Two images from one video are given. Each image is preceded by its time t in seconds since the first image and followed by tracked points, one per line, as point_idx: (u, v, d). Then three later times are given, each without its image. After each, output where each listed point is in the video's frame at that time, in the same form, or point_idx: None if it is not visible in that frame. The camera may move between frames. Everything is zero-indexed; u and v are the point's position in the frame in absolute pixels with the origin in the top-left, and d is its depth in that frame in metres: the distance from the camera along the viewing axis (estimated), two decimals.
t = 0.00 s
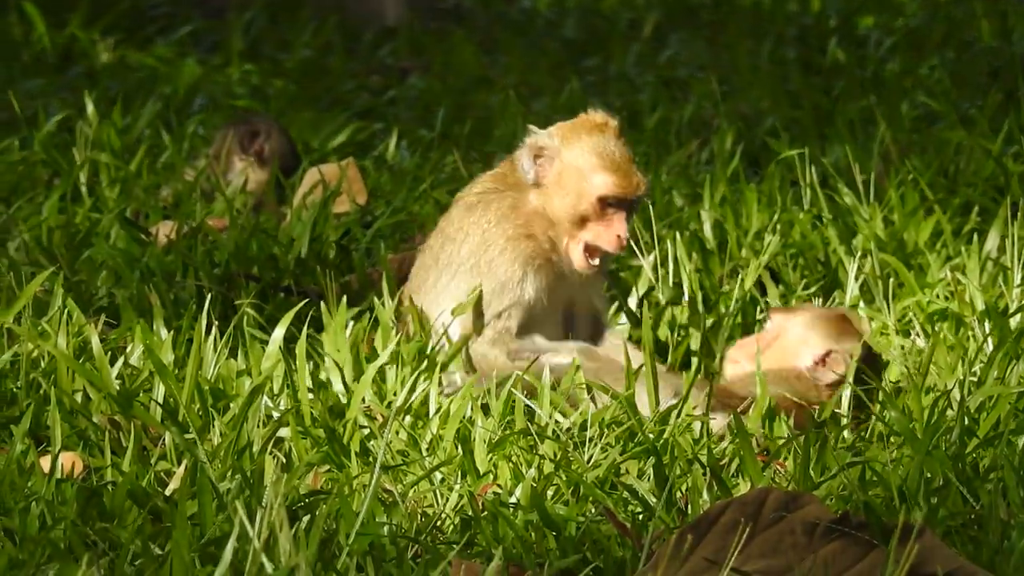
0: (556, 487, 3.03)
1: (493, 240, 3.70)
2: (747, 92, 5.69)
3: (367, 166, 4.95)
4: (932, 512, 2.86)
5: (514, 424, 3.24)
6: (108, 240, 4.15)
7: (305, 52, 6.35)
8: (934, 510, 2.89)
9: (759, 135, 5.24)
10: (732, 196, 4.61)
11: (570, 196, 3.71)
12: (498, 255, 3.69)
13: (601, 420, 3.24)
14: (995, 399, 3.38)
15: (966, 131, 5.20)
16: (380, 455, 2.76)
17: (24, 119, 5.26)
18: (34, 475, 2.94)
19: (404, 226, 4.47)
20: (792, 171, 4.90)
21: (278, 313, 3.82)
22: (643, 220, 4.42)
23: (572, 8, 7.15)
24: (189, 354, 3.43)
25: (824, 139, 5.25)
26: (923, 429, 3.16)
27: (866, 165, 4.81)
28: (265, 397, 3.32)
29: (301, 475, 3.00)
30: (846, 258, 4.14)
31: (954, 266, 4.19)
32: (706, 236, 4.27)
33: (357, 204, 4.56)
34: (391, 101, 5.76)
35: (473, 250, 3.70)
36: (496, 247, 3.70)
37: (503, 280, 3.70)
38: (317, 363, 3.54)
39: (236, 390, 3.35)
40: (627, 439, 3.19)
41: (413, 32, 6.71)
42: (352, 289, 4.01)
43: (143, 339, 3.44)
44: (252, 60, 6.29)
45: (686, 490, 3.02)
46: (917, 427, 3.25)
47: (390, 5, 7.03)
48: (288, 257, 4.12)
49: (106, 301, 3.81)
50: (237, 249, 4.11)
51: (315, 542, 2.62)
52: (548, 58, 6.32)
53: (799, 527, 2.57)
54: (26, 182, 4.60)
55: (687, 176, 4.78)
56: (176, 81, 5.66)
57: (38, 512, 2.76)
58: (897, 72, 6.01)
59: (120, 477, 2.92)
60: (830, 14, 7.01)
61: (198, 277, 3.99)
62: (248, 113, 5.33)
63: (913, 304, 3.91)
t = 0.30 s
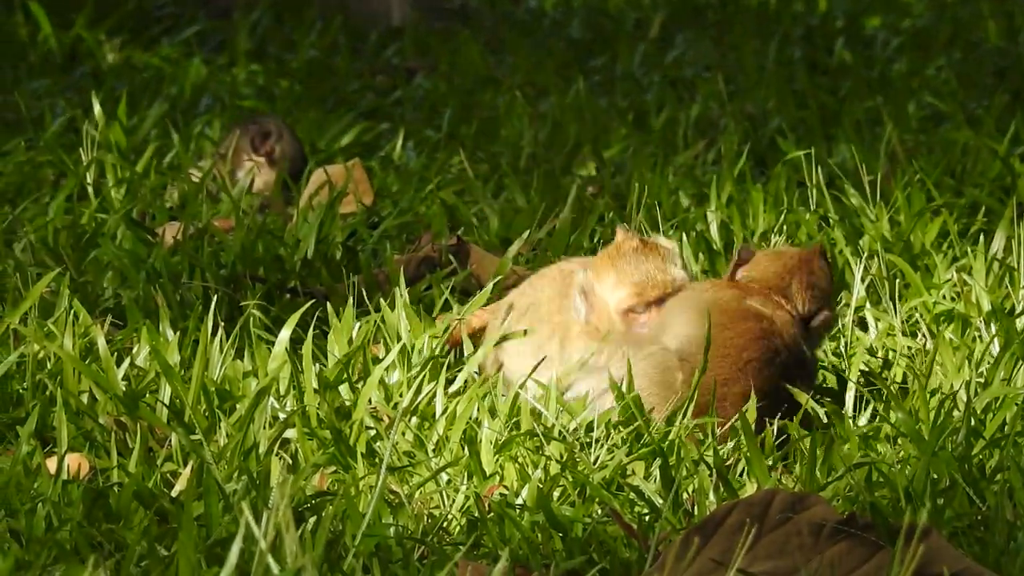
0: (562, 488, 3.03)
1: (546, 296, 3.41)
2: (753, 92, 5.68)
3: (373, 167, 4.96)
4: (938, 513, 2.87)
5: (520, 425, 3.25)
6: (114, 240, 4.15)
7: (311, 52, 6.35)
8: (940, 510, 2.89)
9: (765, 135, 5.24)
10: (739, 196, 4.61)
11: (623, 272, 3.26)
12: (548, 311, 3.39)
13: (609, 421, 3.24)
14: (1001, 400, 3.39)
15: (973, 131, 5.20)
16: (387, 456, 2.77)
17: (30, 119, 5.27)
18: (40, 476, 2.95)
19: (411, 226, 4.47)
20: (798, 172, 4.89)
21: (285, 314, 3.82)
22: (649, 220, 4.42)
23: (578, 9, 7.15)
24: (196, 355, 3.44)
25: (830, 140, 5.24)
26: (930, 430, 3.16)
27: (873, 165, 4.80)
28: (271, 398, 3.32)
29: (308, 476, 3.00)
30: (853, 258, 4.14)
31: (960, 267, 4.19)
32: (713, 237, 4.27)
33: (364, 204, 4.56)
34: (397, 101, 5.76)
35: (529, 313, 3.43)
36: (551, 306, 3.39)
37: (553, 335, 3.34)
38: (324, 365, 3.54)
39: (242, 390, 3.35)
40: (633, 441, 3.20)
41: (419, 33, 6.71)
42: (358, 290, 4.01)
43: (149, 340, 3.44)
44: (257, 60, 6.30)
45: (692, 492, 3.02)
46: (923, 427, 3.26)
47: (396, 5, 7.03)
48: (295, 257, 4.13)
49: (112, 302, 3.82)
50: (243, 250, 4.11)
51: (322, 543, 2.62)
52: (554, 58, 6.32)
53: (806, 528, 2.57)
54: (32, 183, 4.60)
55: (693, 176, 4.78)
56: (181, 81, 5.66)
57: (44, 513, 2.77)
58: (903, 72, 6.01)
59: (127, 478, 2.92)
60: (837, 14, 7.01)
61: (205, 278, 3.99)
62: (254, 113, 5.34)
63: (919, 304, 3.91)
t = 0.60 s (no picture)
0: (568, 490, 3.03)
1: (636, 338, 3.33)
2: (759, 94, 5.68)
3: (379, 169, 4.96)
4: (943, 514, 2.87)
5: (526, 427, 3.24)
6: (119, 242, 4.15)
7: (316, 54, 6.35)
8: (946, 512, 2.89)
9: (771, 136, 5.24)
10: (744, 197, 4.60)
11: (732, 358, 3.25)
12: (641, 349, 3.32)
13: (613, 422, 3.21)
14: (1007, 402, 3.38)
15: (979, 134, 5.20)
16: (392, 457, 2.77)
17: (36, 121, 5.28)
18: (45, 477, 2.95)
19: (416, 228, 4.46)
20: (804, 174, 4.89)
21: (291, 316, 3.83)
22: (655, 222, 4.41)
23: (583, 11, 7.15)
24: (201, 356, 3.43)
25: (836, 142, 5.24)
26: (937, 432, 3.15)
27: (879, 166, 4.80)
28: (277, 400, 3.32)
29: (313, 477, 2.99)
30: (859, 260, 4.14)
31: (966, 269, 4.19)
32: (718, 239, 4.27)
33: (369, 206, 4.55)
34: (402, 103, 5.76)
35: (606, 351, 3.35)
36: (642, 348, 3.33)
37: (639, 369, 3.28)
38: (329, 367, 3.54)
39: (248, 392, 3.34)
40: (639, 443, 3.19)
41: (425, 35, 6.72)
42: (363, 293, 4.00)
43: (155, 342, 3.44)
44: (263, 61, 6.30)
45: (698, 493, 3.01)
46: (929, 429, 3.25)
47: (402, 7, 7.03)
48: (300, 259, 4.13)
49: (117, 304, 3.82)
50: (249, 252, 4.11)
51: (327, 545, 2.62)
52: (560, 60, 6.32)
53: (811, 529, 2.57)
54: (38, 185, 4.61)
55: (699, 178, 4.78)
56: (187, 83, 5.66)
57: (49, 515, 2.77)
58: (909, 73, 6.01)
59: (132, 480, 2.92)
60: (842, 16, 7.01)
61: (210, 279, 3.99)
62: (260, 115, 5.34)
63: (924, 306, 3.90)
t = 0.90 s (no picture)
0: (568, 489, 3.02)
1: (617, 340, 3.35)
2: (760, 94, 5.68)
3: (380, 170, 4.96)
4: (944, 513, 2.86)
5: (526, 426, 3.24)
6: (120, 242, 4.15)
7: (317, 54, 6.35)
8: (946, 511, 2.89)
9: (771, 137, 5.24)
10: (745, 197, 4.60)
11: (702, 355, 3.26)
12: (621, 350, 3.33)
13: (615, 421, 3.21)
14: (1008, 401, 3.38)
15: (980, 134, 5.20)
16: (393, 457, 2.77)
17: (37, 122, 5.27)
18: (46, 478, 2.95)
19: (417, 228, 4.46)
20: (805, 174, 4.89)
21: (291, 316, 3.83)
22: (655, 221, 4.41)
23: (584, 12, 7.15)
24: (202, 356, 3.43)
25: (837, 142, 5.24)
26: (938, 432, 3.15)
27: (880, 166, 4.80)
28: (278, 400, 3.32)
29: (313, 477, 2.99)
30: (860, 260, 4.14)
31: (967, 269, 4.19)
32: (719, 239, 4.27)
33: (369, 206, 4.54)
34: (403, 103, 5.76)
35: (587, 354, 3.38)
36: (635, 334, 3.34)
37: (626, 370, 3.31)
38: (329, 367, 3.54)
39: (249, 392, 3.34)
40: (639, 443, 3.19)
41: (425, 35, 6.72)
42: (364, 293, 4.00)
43: (155, 342, 3.44)
44: (263, 62, 6.30)
45: (699, 493, 3.01)
46: (930, 429, 3.25)
47: (402, 7, 7.03)
48: (301, 259, 4.12)
49: (118, 304, 3.83)
50: (249, 251, 4.10)
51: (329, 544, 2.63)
52: (560, 60, 6.32)
53: (812, 529, 2.57)
54: (38, 185, 4.61)
55: (699, 178, 4.77)
56: (187, 83, 5.66)
57: (50, 515, 2.77)
58: (910, 73, 6.00)
59: (133, 480, 2.92)
60: (843, 16, 7.01)
61: (211, 279, 3.99)
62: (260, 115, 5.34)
63: (925, 306, 3.90)
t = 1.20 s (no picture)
0: (561, 487, 3.02)
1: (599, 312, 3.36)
2: (752, 93, 5.68)
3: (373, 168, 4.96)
4: (937, 510, 2.87)
5: (519, 424, 3.24)
6: (113, 241, 4.14)
7: (310, 52, 6.35)
8: (938, 509, 2.90)
9: (764, 135, 5.24)
10: (738, 195, 4.60)
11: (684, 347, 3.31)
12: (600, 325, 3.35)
13: (607, 420, 3.22)
14: (1000, 399, 3.39)
15: (973, 131, 5.20)
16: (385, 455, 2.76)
17: (30, 120, 5.27)
18: (39, 476, 2.94)
19: (410, 226, 4.46)
20: (798, 172, 4.90)
21: (284, 314, 3.83)
22: (648, 219, 4.41)
23: (577, 10, 7.15)
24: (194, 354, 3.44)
25: (829, 140, 5.25)
26: (930, 430, 3.16)
27: (873, 164, 4.81)
28: (270, 398, 3.32)
29: (306, 475, 2.99)
30: (852, 258, 4.14)
31: (960, 267, 4.19)
32: (712, 238, 4.28)
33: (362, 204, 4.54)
34: (396, 100, 5.76)
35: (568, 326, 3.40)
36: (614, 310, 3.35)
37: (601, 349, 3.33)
38: (322, 365, 3.54)
39: (241, 390, 3.35)
40: (632, 441, 3.20)
41: (419, 34, 6.71)
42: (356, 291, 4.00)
43: (148, 340, 3.44)
44: (257, 59, 6.29)
45: (691, 491, 3.02)
46: (922, 426, 3.26)
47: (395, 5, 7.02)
48: (293, 257, 4.12)
49: (111, 302, 3.84)
50: (242, 249, 4.10)
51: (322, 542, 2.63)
52: (554, 58, 6.32)
53: (804, 527, 2.57)
54: (31, 183, 4.60)
55: (693, 176, 4.77)
56: (180, 81, 5.66)
57: (43, 513, 2.77)
58: (903, 71, 6.01)
59: (125, 478, 2.92)
60: (836, 14, 7.01)
61: (204, 277, 3.99)
62: (253, 113, 5.33)
63: (918, 304, 3.91)
